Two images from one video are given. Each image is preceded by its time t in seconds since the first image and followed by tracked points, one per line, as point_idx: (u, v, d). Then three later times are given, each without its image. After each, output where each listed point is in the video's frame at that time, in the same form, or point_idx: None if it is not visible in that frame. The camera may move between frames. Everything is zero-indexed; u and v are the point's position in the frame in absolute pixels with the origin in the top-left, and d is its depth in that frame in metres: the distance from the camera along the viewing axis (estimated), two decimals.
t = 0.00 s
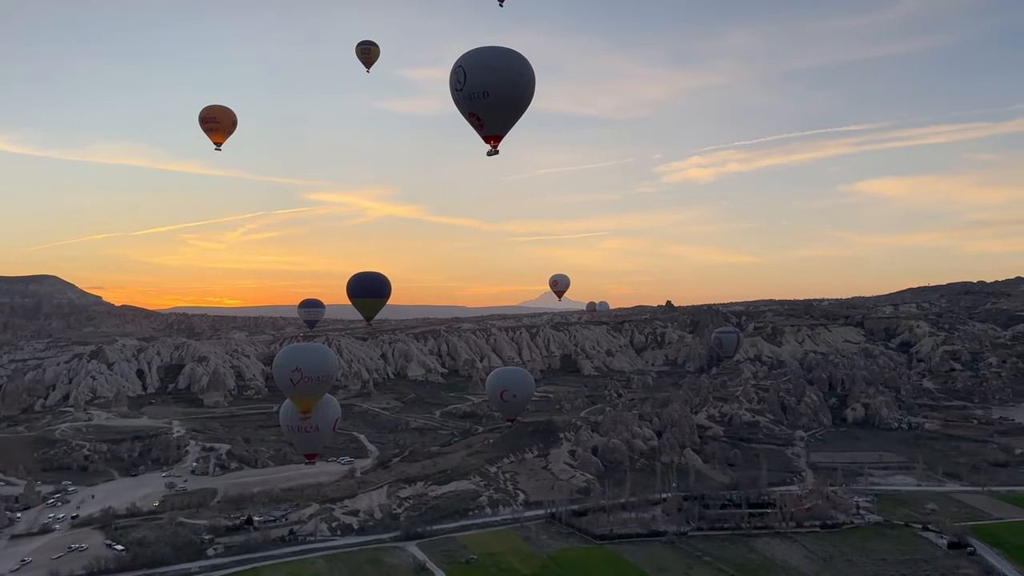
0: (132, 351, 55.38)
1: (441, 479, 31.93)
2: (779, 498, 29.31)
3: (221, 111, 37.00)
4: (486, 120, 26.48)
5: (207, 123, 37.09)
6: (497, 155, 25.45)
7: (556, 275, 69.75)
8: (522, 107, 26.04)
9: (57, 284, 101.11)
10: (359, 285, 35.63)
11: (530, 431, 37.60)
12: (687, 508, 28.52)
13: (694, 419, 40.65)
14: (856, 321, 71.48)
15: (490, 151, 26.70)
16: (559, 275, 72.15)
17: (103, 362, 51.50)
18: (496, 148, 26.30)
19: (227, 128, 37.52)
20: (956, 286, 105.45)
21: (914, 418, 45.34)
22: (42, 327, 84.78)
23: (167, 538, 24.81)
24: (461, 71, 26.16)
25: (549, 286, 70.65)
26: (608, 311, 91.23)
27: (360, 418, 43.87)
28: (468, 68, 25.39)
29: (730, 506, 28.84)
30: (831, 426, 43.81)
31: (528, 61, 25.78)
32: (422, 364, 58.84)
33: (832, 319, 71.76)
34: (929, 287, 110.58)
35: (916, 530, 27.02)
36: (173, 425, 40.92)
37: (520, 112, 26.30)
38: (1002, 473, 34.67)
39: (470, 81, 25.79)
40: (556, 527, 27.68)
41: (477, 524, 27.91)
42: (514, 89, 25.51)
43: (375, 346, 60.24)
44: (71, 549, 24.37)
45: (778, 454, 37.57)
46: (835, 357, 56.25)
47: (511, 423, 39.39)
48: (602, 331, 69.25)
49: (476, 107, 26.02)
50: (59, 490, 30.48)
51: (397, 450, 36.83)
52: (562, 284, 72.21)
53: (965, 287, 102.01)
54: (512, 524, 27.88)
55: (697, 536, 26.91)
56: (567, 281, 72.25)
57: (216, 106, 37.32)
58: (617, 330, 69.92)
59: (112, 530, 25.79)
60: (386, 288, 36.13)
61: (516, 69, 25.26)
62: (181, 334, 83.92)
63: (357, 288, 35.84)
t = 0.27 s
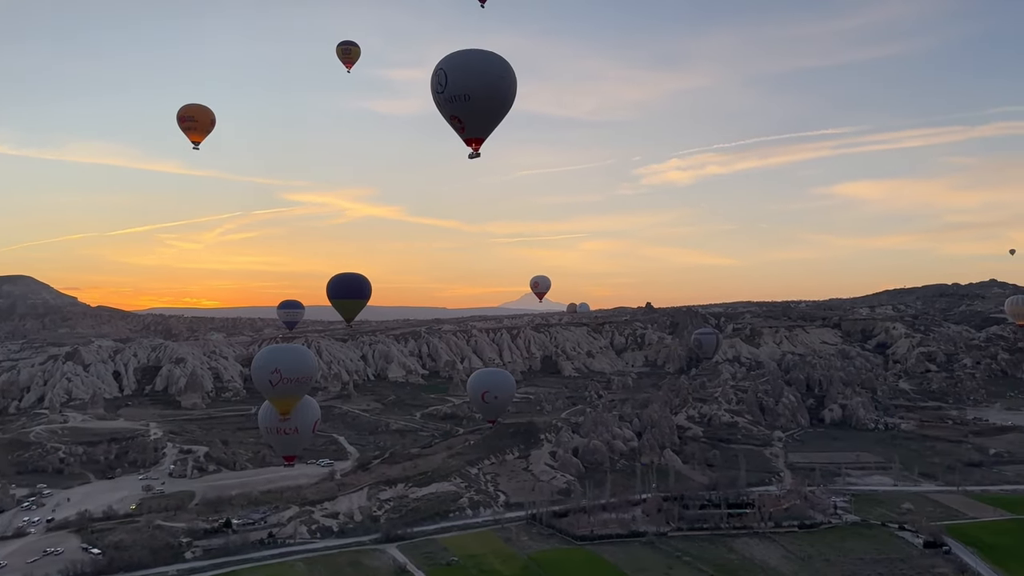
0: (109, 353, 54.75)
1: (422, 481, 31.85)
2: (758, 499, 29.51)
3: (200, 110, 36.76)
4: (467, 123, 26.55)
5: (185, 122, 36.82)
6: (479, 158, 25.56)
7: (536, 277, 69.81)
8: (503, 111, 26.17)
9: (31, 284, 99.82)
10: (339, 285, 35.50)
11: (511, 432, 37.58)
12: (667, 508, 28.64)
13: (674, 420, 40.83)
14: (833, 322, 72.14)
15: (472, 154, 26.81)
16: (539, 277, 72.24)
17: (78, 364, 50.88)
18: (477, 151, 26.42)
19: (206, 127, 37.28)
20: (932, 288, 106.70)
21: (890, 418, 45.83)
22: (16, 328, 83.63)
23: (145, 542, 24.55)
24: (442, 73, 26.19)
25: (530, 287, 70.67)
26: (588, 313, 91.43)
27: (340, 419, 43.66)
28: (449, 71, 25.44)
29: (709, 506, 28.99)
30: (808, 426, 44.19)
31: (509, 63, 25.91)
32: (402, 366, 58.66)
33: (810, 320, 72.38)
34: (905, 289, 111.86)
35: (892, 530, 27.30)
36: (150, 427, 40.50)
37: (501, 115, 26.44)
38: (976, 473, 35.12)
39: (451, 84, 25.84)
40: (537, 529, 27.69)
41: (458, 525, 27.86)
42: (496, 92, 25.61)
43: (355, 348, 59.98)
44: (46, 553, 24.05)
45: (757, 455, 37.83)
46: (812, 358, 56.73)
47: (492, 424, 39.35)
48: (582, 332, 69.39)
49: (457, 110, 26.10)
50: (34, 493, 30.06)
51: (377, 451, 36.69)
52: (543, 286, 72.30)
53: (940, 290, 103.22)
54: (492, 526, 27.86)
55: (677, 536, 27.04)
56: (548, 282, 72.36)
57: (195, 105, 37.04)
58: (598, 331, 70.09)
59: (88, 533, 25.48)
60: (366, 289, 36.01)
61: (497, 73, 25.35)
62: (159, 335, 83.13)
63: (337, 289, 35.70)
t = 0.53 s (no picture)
0: (83, 354, 54.07)
1: (401, 483, 31.76)
2: (736, 499, 29.70)
3: (177, 108, 36.47)
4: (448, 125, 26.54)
5: (162, 120, 36.48)
6: (459, 160, 25.56)
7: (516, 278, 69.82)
8: (484, 113, 26.19)
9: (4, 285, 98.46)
10: (319, 286, 35.36)
11: (491, 434, 37.56)
12: (646, 509, 28.76)
13: (653, 421, 41.00)
14: (810, 323, 72.78)
15: (453, 156, 26.82)
16: (520, 278, 72.28)
17: (53, 366, 50.22)
18: (458, 153, 26.43)
19: (183, 126, 36.97)
20: (907, 290, 107.89)
21: (866, 419, 46.31)
22: None
23: (121, 545, 24.27)
24: (423, 75, 26.18)
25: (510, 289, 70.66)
26: (568, 314, 91.60)
27: (319, 421, 43.40)
28: (430, 73, 25.43)
29: (688, 507, 29.13)
30: (785, 427, 44.56)
31: (490, 65, 25.92)
32: (381, 367, 58.46)
33: (787, 322, 73.00)
34: (881, 291, 113.12)
35: (869, 530, 27.57)
36: (126, 429, 40.04)
37: (482, 117, 26.46)
38: (950, 473, 35.56)
39: (432, 86, 25.83)
40: (517, 530, 27.70)
41: (437, 527, 27.81)
42: (477, 94, 25.61)
43: (334, 349, 59.68)
44: (19, 557, 23.72)
45: (735, 455, 38.08)
46: (790, 360, 57.19)
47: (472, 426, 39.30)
48: (562, 333, 69.47)
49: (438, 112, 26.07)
50: (7, 496, 29.63)
51: (356, 453, 36.52)
52: (523, 287, 72.36)
53: (915, 292, 104.42)
54: (472, 527, 27.84)
55: (656, 536, 27.15)
56: (528, 284, 72.40)
57: (172, 103, 36.68)
58: (578, 333, 70.23)
59: (62, 537, 25.16)
60: (346, 290, 35.89)
61: (478, 75, 25.36)
62: (134, 336, 82.22)
63: (317, 290, 35.56)
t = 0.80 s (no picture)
0: (57, 355, 53.38)
1: (380, 485, 31.64)
2: (715, 499, 29.86)
3: (153, 106, 36.12)
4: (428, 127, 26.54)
5: (138, 118, 36.16)
6: (440, 163, 25.61)
7: (497, 279, 69.87)
8: (464, 115, 26.20)
9: None
10: (297, 287, 35.19)
11: (471, 435, 37.51)
12: (625, 510, 28.85)
13: (632, 422, 41.13)
14: (787, 325, 73.40)
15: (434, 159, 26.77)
16: (499, 279, 72.30)
17: (26, 367, 49.53)
18: (439, 156, 26.40)
19: (160, 124, 36.64)
20: (882, 292, 109.09)
21: (842, 419, 46.78)
22: None
23: (96, 548, 23.99)
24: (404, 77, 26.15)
25: (490, 290, 70.66)
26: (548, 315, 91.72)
27: (297, 423, 43.13)
28: (410, 75, 25.42)
29: (666, 507, 29.27)
30: (763, 427, 44.91)
31: (471, 68, 26.00)
32: (360, 368, 58.22)
33: (764, 323, 73.59)
34: (856, 292, 114.36)
35: (845, 529, 27.84)
36: (101, 431, 39.57)
37: (463, 120, 26.48)
38: (925, 473, 36.00)
39: (412, 88, 25.82)
40: (496, 531, 27.70)
41: (417, 529, 27.73)
42: (457, 97, 25.65)
43: (312, 350, 59.35)
44: None
45: (713, 455, 38.32)
46: (767, 361, 57.60)
47: (451, 427, 39.22)
48: (542, 334, 69.54)
49: (419, 114, 26.07)
50: None
51: (334, 455, 36.34)
52: (503, 288, 72.38)
53: (890, 294, 105.59)
54: (452, 529, 27.78)
55: (635, 537, 27.25)
56: (508, 284, 72.42)
57: (149, 101, 36.33)
58: (557, 334, 70.34)
59: (36, 540, 24.83)
60: (324, 291, 35.78)
61: (459, 78, 25.40)
62: (110, 337, 81.27)
63: (295, 290, 35.39)
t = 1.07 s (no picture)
0: (30, 356, 52.63)
1: (359, 486, 31.50)
2: (693, 499, 30.02)
3: (129, 103, 35.72)
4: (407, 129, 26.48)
5: (113, 115, 35.75)
6: (419, 165, 25.59)
7: (476, 280, 69.85)
8: (444, 117, 26.16)
9: None
10: (275, 287, 34.97)
11: (450, 436, 37.45)
12: (604, 510, 28.93)
13: (611, 423, 41.25)
14: (764, 326, 73.99)
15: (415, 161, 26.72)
16: (479, 280, 72.25)
17: None
18: (419, 157, 26.35)
19: (135, 121, 36.26)
20: (857, 293, 110.29)
21: (817, 420, 47.23)
22: None
23: (70, 551, 23.67)
24: (383, 78, 26.07)
25: (470, 291, 70.60)
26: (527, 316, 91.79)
27: (274, 424, 42.82)
28: (390, 76, 25.35)
29: (645, 507, 29.39)
30: (740, 428, 45.25)
31: (451, 69, 25.97)
32: (339, 369, 57.95)
33: (741, 324, 74.13)
34: (832, 294, 115.58)
35: (821, 529, 28.11)
36: (75, 433, 39.06)
37: (443, 122, 26.46)
38: (899, 473, 36.44)
39: (392, 89, 25.74)
40: (476, 532, 27.68)
41: (396, 531, 27.63)
42: (437, 99, 25.62)
43: (290, 351, 58.97)
44: None
45: (691, 456, 38.55)
46: (744, 361, 58.04)
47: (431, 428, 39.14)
48: (522, 335, 69.57)
49: (398, 116, 26.00)
50: None
51: (313, 457, 36.12)
52: (482, 289, 72.34)
53: (865, 295, 106.76)
54: (431, 530, 27.72)
55: (614, 537, 27.35)
56: (487, 285, 72.41)
57: (125, 98, 35.94)
58: (536, 334, 70.39)
59: (9, 543, 24.46)
60: (303, 291, 35.59)
61: (439, 80, 25.37)
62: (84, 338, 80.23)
63: (273, 291, 35.16)
